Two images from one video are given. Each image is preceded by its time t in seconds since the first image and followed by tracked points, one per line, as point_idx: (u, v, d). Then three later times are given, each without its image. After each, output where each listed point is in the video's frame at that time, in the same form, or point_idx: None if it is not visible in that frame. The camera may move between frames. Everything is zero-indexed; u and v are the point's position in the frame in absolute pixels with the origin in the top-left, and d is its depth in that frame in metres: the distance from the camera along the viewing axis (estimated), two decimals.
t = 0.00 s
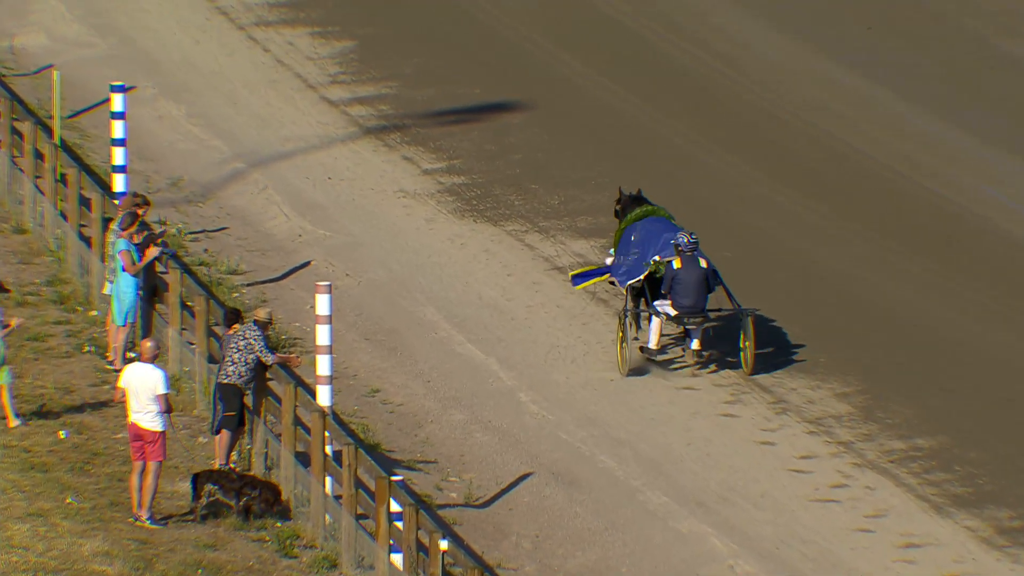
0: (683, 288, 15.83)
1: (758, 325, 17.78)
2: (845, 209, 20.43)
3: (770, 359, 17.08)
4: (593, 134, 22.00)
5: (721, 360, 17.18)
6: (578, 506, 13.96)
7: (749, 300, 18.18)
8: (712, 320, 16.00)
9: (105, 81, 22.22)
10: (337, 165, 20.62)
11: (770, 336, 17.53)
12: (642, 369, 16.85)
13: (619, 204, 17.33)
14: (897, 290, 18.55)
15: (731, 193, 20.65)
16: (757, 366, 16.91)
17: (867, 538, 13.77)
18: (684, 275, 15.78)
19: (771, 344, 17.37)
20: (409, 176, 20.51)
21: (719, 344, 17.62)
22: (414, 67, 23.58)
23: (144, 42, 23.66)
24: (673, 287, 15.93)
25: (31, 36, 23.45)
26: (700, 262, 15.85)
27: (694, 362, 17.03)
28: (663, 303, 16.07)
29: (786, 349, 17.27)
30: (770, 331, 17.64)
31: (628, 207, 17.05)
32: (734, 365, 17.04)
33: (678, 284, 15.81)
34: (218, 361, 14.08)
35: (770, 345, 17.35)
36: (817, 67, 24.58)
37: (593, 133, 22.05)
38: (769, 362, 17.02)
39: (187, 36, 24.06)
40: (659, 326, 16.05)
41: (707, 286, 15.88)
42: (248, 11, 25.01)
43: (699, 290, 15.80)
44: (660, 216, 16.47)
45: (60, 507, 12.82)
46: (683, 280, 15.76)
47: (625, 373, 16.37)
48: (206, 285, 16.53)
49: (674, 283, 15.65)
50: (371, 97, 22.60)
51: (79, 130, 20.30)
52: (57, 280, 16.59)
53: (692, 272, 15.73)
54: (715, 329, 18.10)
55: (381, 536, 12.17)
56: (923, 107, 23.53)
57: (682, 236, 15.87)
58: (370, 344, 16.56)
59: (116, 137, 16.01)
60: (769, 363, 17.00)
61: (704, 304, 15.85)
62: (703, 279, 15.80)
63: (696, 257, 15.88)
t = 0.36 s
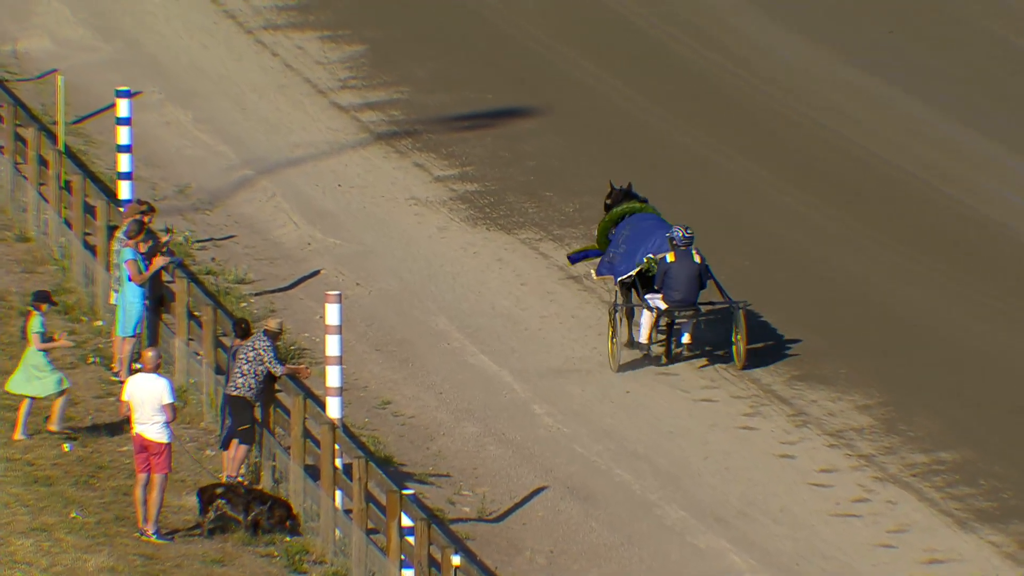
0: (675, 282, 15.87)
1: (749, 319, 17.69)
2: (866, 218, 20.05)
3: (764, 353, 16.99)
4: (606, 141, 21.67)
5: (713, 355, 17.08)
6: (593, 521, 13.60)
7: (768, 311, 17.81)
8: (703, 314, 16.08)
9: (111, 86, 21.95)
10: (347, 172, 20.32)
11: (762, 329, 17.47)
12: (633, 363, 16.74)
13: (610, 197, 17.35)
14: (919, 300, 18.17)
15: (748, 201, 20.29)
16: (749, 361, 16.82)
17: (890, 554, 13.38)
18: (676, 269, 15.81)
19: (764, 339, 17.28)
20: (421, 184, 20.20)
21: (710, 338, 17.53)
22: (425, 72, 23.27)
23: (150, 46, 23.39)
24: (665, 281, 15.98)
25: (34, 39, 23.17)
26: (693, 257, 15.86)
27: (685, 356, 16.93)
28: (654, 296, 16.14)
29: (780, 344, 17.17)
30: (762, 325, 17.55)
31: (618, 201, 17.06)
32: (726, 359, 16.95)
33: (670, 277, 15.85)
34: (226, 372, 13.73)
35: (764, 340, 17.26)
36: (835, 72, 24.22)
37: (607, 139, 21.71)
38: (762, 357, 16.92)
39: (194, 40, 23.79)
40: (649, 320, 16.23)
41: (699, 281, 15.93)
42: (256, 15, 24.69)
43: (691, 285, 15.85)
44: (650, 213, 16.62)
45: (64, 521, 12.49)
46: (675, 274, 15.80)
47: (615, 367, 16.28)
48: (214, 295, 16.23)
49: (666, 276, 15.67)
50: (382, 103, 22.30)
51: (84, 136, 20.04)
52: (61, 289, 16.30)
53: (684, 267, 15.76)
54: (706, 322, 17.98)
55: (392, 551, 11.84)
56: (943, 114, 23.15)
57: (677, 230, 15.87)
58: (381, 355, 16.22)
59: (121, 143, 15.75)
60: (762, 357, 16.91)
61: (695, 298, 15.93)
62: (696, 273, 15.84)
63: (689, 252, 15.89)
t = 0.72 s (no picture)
0: (667, 280, 15.86)
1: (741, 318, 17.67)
2: (887, 231, 19.76)
3: (757, 352, 16.96)
4: (624, 152, 21.41)
5: (706, 354, 17.07)
6: (611, 539, 13.32)
7: (789, 326, 17.52)
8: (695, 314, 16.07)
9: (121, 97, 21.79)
10: (361, 185, 20.11)
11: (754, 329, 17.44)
12: (624, 363, 16.74)
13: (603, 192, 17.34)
14: (942, 315, 17.86)
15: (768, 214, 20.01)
16: (741, 359, 16.80)
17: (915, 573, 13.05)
18: (669, 268, 15.81)
19: (758, 338, 17.25)
20: (436, 197, 19.96)
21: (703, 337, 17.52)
22: (440, 83, 23.08)
23: (161, 57, 23.24)
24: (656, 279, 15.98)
25: (44, 50, 23.02)
26: (686, 255, 15.86)
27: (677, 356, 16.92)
28: (645, 295, 16.12)
29: (774, 343, 17.15)
30: (754, 324, 17.54)
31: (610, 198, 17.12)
32: (719, 358, 16.93)
33: (662, 276, 15.85)
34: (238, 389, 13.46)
35: (757, 339, 17.24)
36: (855, 84, 23.93)
37: (624, 151, 21.45)
38: (755, 356, 16.90)
39: (206, 51, 23.63)
40: (639, 319, 16.09)
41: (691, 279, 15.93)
42: (269, 25, 24.48)
43: (683, 284, 15.85)
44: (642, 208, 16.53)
45: (74, 540, 12.22)
46: (668, 273, 15.80)
47: (607, 367, 16.25)
48: (226, 309, 16.00)
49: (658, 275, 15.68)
50: (396, 114, 22.11)
51: (94, 148, 19.88)
52: (70, 304, 16.08)
53: (677, 266, 15.76)
54: (698, 322, 17.98)
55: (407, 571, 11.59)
56: (965, 126, 22.85)
57: (671, 228, 15.86)
58: (395, 370, 15.97)
59: (132, 156, 15.57)
60: (755, 356, 16.89)
61: (687, 297, 15.92)
62: (688, 272, 15.84)
63: (682, 250, 15.90)
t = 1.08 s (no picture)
0: (658, 278, 15.93)
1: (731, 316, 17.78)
2: (908, 245, 19.53)
3: (748, 351, 17.05)
4: (641, 165, 21.23)
5: (698, 352, 17.15)
6: (630, 556, 13.10)
7: (810, 340, 17.28)
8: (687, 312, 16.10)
9: (135, 109, 21.70)
10: (376, 198, 19.97)
11: (745, 327, 17.55)
12: (615, 361, 16.82)
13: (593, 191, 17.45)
14: (965, 329, 17.61)
15: (787, 227, 19.79)
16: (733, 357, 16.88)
17: None
18: (659, 265, 15.90)
19: (749, 336, 17.36)
20: (452, 210, 19.81)
21: (695, 335, 17.61)
22: (457, 95, 22.95)
23: (175, 69, 23.16)
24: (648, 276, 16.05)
25: (57, 62, 22.95)
26: (676, 252, 15.94)
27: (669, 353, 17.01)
28: (637, 293, 16.20)
29: (766, 341, 17.24)
30: (746, 322, 17.65)
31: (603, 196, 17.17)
32: (711, 356, 17.02)
33: (653, 273, 15.93)
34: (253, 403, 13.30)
35: (750, 338, 17.33)
36: (875, 96, 23.73)
37: (642, 163, 21.27)
38: (747, 354, 16.99)
39: (220, 62, 23.54)
40: (630, 316, 16.21)
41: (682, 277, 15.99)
42: (284, 36, 24.38)
43: (673, 281, 15.90)
44: (635, 205, 16.61)
45: (86, 557, 12.03)
46: (658, 270, 15.88)
47: (597, 365, 16.39)
48: (240, 323, 15.85)
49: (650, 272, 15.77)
50: (412, 126, 21.97)
51: (107, 160, 19.78)
52: (82, 318, 15.94)
53: (667, 262, 15.85)
54: (689, 321, 18.06)
55: None
56: (986, 140, 22.62)
57: (659, 224, 15.97)
58: (411, 385, 15.79)
59: (145, 168, 15.40)
60: (746, 354, 16.98)
61: (678, 295, 15.97)
62: (678, 270, 15.91)
63: (672, 247, 15.97)
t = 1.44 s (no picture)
0: (646, 277, 16.32)
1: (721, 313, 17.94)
2: (928, 259, 19.36)
3: (738, 348, 17.24)
4: (658, 178, 21.10)
5: (688, 349, 17.35)
6: (647, 573, 12.92)
7: (830, 354, 17.10)
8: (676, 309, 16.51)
9: (149, 122, 21.65)
10: (392, 212, 19.87)
11: (733, 324, 17.74)
12: (604, 359, 17.01)
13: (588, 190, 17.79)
14: (986, 344, 17.42)
15: (806, 241, 19.64)
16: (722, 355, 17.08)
17: None
18: (647, 264, 16.26)
19: (740, 333, 17.55)
20: (468, 223, 19.71)
21: (687, 333, 17.80)
22: (474, 108, 22.86)
23: (190, 81, 23.12)
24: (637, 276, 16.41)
25: (71, 74, 22.93)
26: (664, 251, 16.31)
27: (660, 351, 17.23)
28: (627, 292, 16.55)
29: (755, 338, 17.43)
30: (736, 318, 17.85)
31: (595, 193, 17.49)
32: (701, 354, 17.22)
33: (642, 272, 16.30)
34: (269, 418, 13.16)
35: (740, 334, 17.53)
36: (894, 110, 23.59)
37: (659, 177, 21.14)
38: (737, 351, 17.18)
39: (235, 74, 23.50)
40: (621, 316, 16.59)
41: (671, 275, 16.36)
42: (299, 48, 24.31)
43: (662, 279, 16.29)
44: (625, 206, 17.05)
45: (100, 573, 11.88)
46: (646, 269, 16.25)
47: (588, 363, 16.62)
48: (255, 338, 15.74)
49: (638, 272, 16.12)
50: (428, 139, 21.88)
51: (121, 173, 19.73)
52: (96, 333, 15.86)
53: (655, 261, 16.21)
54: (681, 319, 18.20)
55: None
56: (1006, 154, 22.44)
57: (648, 225, 16.36)
58: (428, 400, 15.66)
59: (160, 181, 15.32)
60: (736, 351, 17.18)
61: (667, 293, 16.37)
62: (667, 268, 16.28)
63: (660, 247, 16.35)
